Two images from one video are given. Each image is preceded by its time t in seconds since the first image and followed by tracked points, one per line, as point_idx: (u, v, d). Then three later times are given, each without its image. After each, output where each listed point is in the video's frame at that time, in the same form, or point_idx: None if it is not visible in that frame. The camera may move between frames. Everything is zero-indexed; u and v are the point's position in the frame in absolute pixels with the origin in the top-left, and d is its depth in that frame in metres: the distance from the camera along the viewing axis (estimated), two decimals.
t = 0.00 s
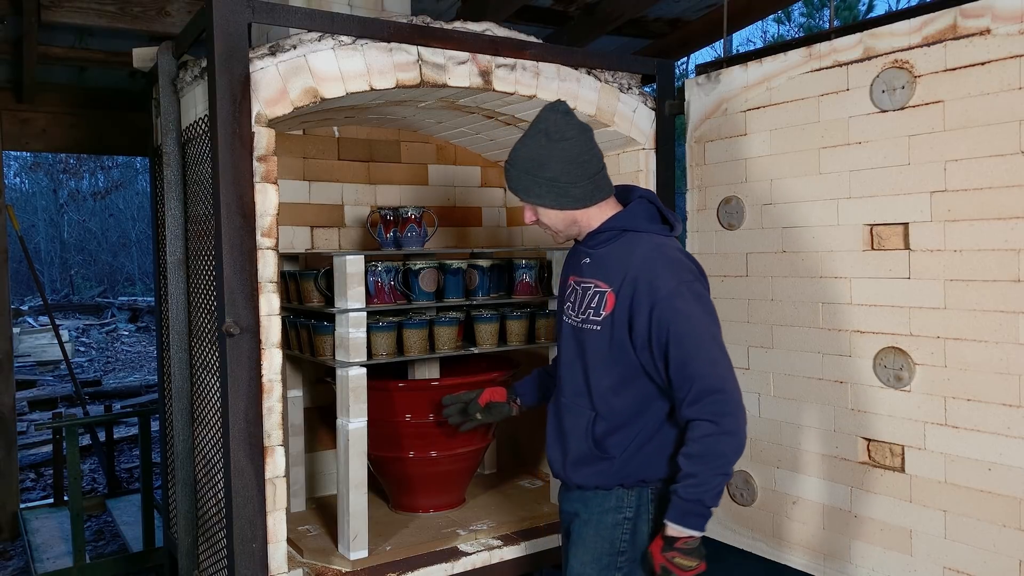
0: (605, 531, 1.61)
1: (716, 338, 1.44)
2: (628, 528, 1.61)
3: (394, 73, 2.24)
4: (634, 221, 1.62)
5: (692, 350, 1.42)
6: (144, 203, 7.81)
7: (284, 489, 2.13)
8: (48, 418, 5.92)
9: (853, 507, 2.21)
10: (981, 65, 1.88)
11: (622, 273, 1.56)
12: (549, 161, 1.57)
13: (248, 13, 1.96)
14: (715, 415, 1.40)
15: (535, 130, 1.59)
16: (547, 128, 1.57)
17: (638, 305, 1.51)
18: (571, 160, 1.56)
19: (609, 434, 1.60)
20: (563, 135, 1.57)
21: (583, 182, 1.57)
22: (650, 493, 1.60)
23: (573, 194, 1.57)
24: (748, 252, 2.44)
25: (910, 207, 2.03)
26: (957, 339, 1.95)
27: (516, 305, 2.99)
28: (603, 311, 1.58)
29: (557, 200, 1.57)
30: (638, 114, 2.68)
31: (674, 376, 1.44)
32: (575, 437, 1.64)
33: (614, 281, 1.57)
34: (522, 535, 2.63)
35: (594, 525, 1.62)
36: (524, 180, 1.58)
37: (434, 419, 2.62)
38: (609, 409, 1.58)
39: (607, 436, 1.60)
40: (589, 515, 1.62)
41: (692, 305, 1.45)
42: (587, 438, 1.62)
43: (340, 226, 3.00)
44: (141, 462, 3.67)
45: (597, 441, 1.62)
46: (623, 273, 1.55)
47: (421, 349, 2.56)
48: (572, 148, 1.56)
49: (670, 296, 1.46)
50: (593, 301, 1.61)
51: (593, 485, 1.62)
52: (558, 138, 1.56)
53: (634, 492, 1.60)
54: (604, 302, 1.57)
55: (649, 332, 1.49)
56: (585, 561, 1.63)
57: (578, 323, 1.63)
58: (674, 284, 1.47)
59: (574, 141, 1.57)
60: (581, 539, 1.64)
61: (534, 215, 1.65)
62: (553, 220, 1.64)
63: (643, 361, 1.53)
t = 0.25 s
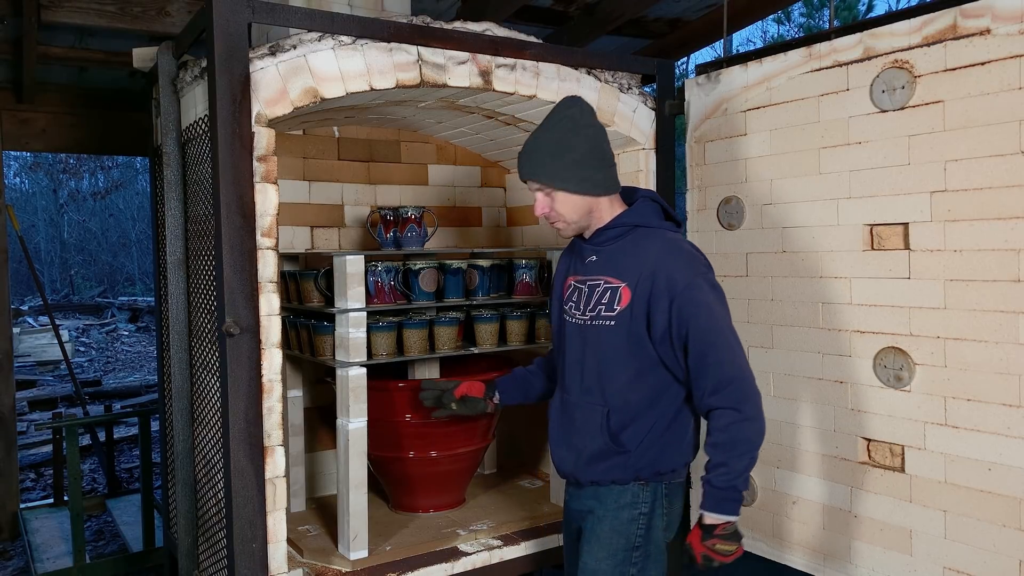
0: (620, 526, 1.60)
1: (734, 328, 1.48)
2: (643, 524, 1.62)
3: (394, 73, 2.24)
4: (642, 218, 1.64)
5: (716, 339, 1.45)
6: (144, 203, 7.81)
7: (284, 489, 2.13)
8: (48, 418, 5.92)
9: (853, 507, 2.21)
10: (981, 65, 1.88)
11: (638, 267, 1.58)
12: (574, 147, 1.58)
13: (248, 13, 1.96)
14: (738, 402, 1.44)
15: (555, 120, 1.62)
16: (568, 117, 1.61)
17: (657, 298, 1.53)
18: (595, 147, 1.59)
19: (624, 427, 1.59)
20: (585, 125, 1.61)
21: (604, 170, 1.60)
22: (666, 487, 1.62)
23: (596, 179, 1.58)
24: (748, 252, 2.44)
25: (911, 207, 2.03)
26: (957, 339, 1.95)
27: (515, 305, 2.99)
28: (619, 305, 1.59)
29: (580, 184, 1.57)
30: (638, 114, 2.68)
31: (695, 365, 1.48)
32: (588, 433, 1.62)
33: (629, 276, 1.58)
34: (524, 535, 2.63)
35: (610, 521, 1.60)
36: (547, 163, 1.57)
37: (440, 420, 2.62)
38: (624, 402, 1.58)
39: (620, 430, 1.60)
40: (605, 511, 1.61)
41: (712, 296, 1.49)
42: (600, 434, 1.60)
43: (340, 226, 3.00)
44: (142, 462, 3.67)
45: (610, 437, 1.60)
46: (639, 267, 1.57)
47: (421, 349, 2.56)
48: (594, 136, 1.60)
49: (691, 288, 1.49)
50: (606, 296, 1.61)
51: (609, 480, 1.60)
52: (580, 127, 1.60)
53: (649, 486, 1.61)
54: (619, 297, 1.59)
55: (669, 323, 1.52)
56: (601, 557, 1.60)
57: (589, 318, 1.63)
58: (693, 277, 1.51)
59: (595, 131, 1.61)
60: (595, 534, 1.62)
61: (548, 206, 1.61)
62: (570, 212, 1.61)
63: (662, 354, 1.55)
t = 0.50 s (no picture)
0: (637, 524, 1.58)
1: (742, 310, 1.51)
2: (660, 519, 1.59)
3: (394, 73, 2.24)
4: (641, 211, 1.66)
5: (728, 321, 1.47)
6: (143, 203, 7.81)
7: (284, 489, 2.13)
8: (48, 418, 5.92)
9: (853, 507, 2.21)
10: (981, 65, 1.88)
11: (645, 258, 1.58)
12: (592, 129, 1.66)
13: (248, 13, 1.96)
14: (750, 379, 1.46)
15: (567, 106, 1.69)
16: (581, 105, 1.69)
17: (666, 286, 1.54)
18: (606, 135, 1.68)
19: (638, 421, 1.57)
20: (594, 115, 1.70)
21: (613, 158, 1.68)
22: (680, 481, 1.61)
23: (605, 157, 1.64)
24: (748, 252, 2.44)
25: (910, 207, 2.03)
26: (957, 339, 1.95)
27: (515, 306, 2.99)
28: (627, 297, 1.58)
29: (599, 163, 1.64)
30: (638, 114, 2.68)
31: (708, 348, 1.49)
32: (601, 431, 1.59)
33: (636, 267, 1.59)
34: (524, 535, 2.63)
35: (629, 519, 1.58)
36: (573, 138, 1.61)
37: (443, 420, 2.60)
38: (637, 396, 1.57)
39: (634, 425, 1.57)
40: (622, 509, 1.58)
41: (720, 280, 1.52)
42: (614, 430, 1.58)
43: (340, 226, 3.00)
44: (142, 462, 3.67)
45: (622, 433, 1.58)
46: (644, 258, 1.58)
47: (421, 349, 2.56)
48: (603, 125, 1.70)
49: (700, 273, 1.51)
50: (613, 289, 1.61)
51: (627, 476, 1.57)
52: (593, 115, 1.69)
53: (664, 481, 1.59)
54: (628, 289, 1.58)
55: (680, 310, 1.53)
56: (620, 556, 1.57)
57: (596, 313, 1.62)
58: (700, 263, 1.52)
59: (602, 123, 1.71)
60: (613, 534, 1.58)
61: (569, 183, 1.63)
62: (589, 191, 1.64)
63: (672, 342, 1.56)
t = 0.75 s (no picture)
0: (643, 523, 1.56)
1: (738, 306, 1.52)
2: (666, 518, 1.58)
3: (394, 73, 2.24)
4: (633, 210, 1.66)
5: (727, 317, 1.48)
6: (143, 203, 7.81)
7: (284, 489, 2.13)
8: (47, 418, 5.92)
9: (853, 507, 2.21)
10: (980, 65, 1.88)
11: (642, 256, 1.57)
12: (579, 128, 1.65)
13: (248, 13, 1.96)
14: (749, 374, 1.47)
15: (551, 107, 1.67)
16: (564, 104, 1.68)
17: (663, 283, 1.54)
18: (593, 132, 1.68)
19: (638, 421, 1.56)
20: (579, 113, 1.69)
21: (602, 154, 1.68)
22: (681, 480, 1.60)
23: (595, 156, 1.64)
24: (748, 252, 2.44)
25: (910, 207, 2.03)
26: (957, 339, 1.95)
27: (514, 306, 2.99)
28: (623, 296, 1.57)
29: (591, 162, 1.63)
30: (638, 114, 2.68)
31: (706, 344, 1.49)
32: (602, 432, 1.57)
33: (633, 266, 1.58)
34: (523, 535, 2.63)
35: (634, 520, 1.56)
36: (563, 139, 1.60)
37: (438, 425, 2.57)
38: (636, 395, 1.56)
39: (634, 426, 1.56)
40: (627, 511, 1.56)
41: (716, 276, 1.52)
42: (615, 432, 1.56)
43: (340, 226, 3.00)
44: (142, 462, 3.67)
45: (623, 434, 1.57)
46: (640, 256, 1.58)
47: (421, 349, 2.56)
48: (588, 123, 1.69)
49: (697, 270, 1.51)
50: (609, 288, 1.60)
51: (630, 476, 1.55)
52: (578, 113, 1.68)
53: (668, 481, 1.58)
54: (626, 288, 1.58)
55: (678, 307, 1.52)
56: (628, 557, 1.56)
57: (592, 314, 1.61)
58: (696, 260, 1.53)
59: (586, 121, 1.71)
60: (620, 535, 1.57)
61: (561, 185, 1.62)
62: (582, 193, 1.63)
63: (671, 340, 1.55)
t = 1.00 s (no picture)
0: (651, 535, 1.54)
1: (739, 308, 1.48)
2: (673, 529, 1.56)
3: (394, 73, 2.24)
4: (631, 212, 1.64)
5: (727, 320, 1.45)
6: (143, 203, 7.81)
7: (284, 489, 2.13)
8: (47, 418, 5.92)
9: (853, 507, 2.20)
10: (980, 65, 1.88)
11: (641, 260, 1.55)
12: (573, 130, 1.65)
13: (248, 13, 1.96)
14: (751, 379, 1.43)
15: (542, 110, 1.68)
16: (554, 106, 1.68)
17: (662, 288, 1.51)
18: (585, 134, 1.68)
19: (639, 431, 1.53)
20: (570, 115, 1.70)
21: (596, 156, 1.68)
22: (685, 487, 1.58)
23: (589, 157, 1.64)
24: (748, 252, 2.44)
25: (910, 207, 2.03)
26: (958, 339, 1.95)
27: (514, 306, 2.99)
28: (622, 302, 1.55)
29: (586, 163, 1.63)
30: (638, 115, 2.68)
31: (707, 349, 1.46)
32: (604, 442, 1.55)
33: (632, 270, 1.56)
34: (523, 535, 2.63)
35: (641, 532, 1.54)
36: (557, 142, 1.60)
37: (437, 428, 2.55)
38: (637, 403, 1.53)
39: (636, 435, 1.54)
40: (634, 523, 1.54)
41: (716, 279, 1.49)
42: (616, 441, 1.54)
43: (340, 226, 3.00)
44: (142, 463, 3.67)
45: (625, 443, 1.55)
46: (639, 260, 1.55)
47: (421, 349, 2.56)
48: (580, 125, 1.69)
49: (696, 273, 1.48)
50: (607, 294, 1.58)
51: (634, 487, 1.53)
52: (570, 116, 1.68)
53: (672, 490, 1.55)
54: (625, 293, 1.55)
55: (678, 312, 1.50)
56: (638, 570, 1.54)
57: (590, 321, 1.58)
58: (695, 263, 1.50)
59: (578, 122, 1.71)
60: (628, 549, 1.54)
61: (556, 188, 1.62)
62: (577, 195, 1.63)
63: (671, 346, 1.53)
